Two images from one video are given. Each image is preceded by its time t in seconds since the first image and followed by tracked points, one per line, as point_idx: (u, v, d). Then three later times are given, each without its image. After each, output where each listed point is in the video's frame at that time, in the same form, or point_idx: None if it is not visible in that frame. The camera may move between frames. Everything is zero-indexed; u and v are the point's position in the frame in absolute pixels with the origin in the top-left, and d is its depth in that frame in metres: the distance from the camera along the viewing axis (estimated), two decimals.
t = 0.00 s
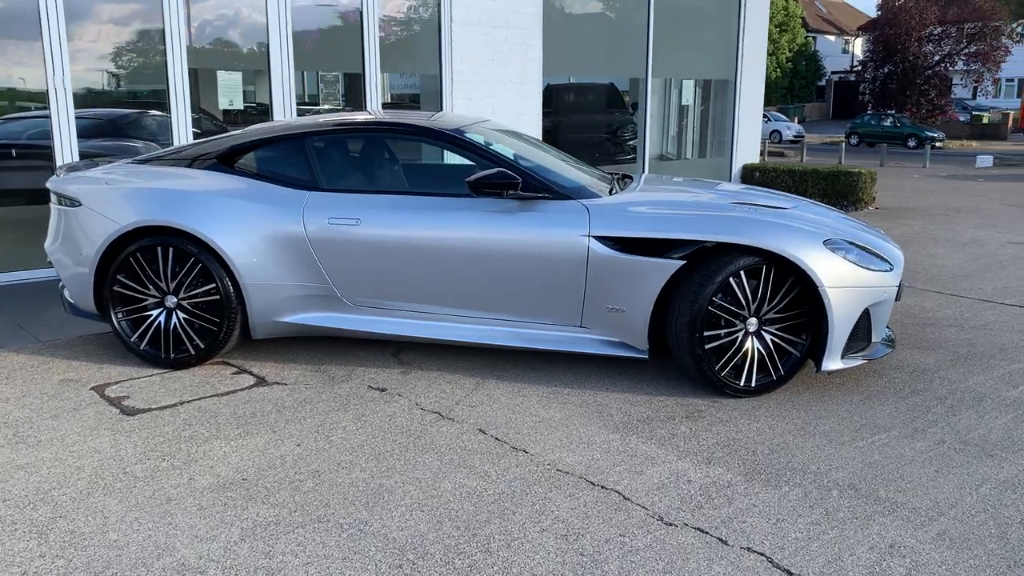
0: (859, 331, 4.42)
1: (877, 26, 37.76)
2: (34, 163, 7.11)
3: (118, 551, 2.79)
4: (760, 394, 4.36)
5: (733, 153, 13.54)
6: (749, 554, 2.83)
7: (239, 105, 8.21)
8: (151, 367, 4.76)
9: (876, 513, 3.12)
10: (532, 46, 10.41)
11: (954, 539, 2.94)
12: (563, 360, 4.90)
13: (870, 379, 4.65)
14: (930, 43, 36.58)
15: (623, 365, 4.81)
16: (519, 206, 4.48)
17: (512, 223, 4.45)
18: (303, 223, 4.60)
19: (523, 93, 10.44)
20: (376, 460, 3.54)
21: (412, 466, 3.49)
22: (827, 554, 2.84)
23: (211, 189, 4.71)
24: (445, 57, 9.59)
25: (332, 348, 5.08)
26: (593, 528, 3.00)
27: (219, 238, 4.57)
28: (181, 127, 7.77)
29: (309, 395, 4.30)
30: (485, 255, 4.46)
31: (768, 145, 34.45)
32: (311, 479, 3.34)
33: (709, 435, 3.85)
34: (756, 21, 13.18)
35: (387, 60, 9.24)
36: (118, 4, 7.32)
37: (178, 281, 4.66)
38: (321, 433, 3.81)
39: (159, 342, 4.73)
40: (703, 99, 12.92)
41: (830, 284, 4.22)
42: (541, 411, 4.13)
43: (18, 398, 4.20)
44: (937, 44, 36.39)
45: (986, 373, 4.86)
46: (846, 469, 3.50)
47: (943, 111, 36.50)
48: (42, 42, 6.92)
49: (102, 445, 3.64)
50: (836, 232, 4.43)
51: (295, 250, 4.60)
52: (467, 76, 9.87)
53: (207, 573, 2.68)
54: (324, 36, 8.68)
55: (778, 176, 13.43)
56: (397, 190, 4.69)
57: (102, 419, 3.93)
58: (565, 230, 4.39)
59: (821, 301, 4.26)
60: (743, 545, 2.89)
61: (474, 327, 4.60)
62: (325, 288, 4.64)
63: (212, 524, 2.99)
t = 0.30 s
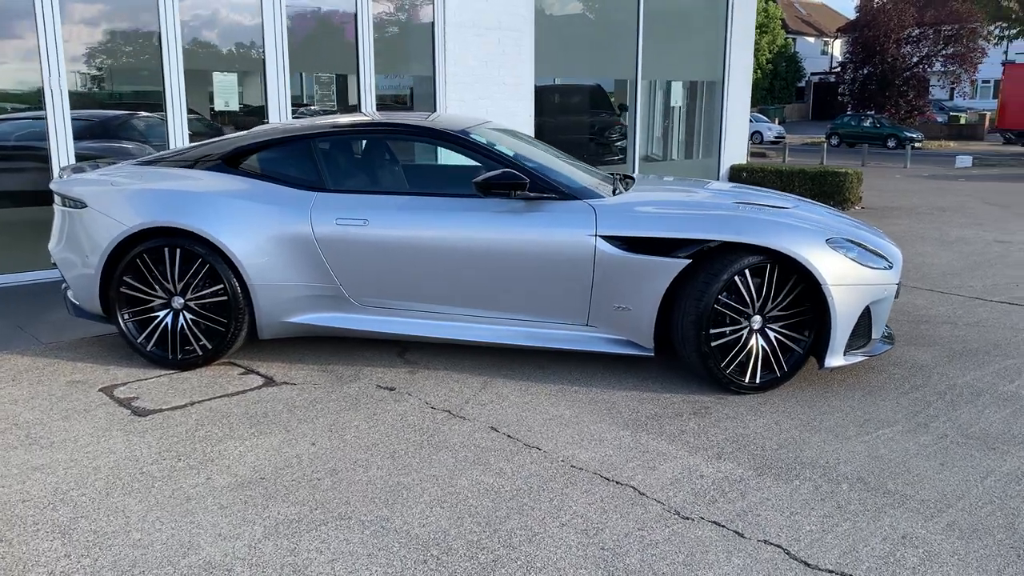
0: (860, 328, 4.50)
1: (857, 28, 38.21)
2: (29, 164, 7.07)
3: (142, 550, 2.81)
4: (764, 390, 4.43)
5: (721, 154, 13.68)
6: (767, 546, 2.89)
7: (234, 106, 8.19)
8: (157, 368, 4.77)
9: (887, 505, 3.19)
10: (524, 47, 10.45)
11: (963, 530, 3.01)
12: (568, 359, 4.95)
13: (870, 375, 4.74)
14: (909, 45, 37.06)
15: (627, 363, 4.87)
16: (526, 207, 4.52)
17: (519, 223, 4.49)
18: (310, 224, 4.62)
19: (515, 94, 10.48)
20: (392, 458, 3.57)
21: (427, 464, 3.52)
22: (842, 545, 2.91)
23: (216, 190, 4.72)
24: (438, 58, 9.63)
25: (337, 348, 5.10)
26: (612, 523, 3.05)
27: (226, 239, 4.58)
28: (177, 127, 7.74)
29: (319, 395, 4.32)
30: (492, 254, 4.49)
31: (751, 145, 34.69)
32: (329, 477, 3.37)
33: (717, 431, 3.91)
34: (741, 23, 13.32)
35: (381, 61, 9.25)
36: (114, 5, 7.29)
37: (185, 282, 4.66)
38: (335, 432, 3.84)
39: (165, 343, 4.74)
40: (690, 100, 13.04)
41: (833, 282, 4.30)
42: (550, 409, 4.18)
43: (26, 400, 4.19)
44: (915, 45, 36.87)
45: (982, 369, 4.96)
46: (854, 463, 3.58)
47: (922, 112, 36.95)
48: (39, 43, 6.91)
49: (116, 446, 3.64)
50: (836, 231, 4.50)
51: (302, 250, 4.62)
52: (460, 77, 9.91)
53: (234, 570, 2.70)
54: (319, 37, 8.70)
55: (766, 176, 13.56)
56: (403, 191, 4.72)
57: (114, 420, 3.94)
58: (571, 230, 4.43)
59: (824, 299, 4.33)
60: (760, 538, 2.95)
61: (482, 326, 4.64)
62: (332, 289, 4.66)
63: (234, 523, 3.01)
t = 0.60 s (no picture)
0: (856, 325, 4.58)
1: (833, 29, 38.65)
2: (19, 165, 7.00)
3: (160, 549, 2.81)
4: (763, 386, 4.49)
5: (705, 154, 13.82)
6: (778, 539, 2.94)
7: (225, 108, 8.16)
8: (158, 370, 4.75)
9: (891, 498, 3.26)
10: (512, 48, 10.50)
11: (967, 521, 3.08)
12: (569, 358, 4.99)
13: (866, 372, 4.82)
14: (884, 46, 37.54)
15: (628, 361, 4.92)
16: (528, 207, 4.56)
17: (521, 223, 4.53)
18: (312, 224, 4.62)
19: (504, 95, 10.52)
20: (401, 457, 3.59)
21: (437, 462, 3.55)
22: (851, 537, 2.97)
23: (217, 191, 4.71)
24: (427, 59, 9.65)
25: (338, 348, 5.11)
26: (624, 518, 3.09)
27: (228, 240, 4.58)
28: (167, 128, 7.68)
29: (323, 395, 4.33)
30: (495, 254, 4.52)
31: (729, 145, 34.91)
32: (341, 477, 3.39)
33: (721, 427, 3.97)
34: (724, 25, 13.45)
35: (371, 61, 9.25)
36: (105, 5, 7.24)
37: (186, 283, 4.65)
38: (342, 432, 3.85)
39: (166, 344, 4.72)
40: (674, 101, 13.15)
41: (831, 280, 4.37)
42: (555, 407, 4.21)
43: (28, 403, 4.17)
44: (890, 46, 37.33)
45: (973, 364, 5.06)
46: (856, 457, 3.65)
47: (898, 112, 37.40)
48: (28, 41, 6.83)
49: (124, 448, 3.64)
50: (832, 229, 4.58)
51: (304, 251, 4.62)
52: (449, 77, 9.93)
53: (254, 569, 2.71)
54: (310, 38, 8.70)
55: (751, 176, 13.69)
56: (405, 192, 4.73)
57: (120, 422, 3.93)
58: (574, 230, 4.47)
59: (822, 297, 4.40)
60: (770, 531, 3.00)
61: (486, 326, 4.66)
62: (335, 289, 4.67)
63: (250, 522, 3.02)
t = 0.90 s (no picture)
0: (854, 322, 4.63)
1: (812, 30, 38.96)
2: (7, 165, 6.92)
3: (174, 551, 2.80)
4: (764, 383, 4.52)
5: (692, 153, 13.90)
6: (789, 534, 2.97)
7: (215, 106, 8.09)
8: (157, 370, 4.71)
9: (897, 492, 3.30)
10: (501, 48, 10.50)
11: (973, 514, 3.12)
12: (569, 356, 5.00)
13: (864, 368, 4.87)
14: (862, 46, 37.90)
15: (628, 358, 4.93)
16: (530, 205, 4.57)
17: (524, 222, 4.53)
18: (313, 223, 4.60)
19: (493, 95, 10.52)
20: (410, 456, 3.59)
21: (446, 461, 3.55)
22: (861, 531, 3.00)
23: (216, 190, 4.68)
24: (417, 58, 9.63)
25: (338, 347, 5.09)
26: (636, 514, 3.10)
27: (229, 239, 4.55)
28: (158, 129, 7.61)
29: (326, 394, 4.32)
30: (498, 253, 4.53)
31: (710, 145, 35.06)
32: (350, 476, 3.38)
33: (725, 424, 3.99)
34: (710, 25, 13.55)
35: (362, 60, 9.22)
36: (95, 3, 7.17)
37: (186, 283, 4.62)
38: (348, 431, 3.84)
39: (165, 344, 4.68)
40: (660, 100, 13.19)
41: (831, 278, 4.41)
42: (560, 405, 4.22)
43: (27, 404, 4.12)
44: (869, 47, 37.71)
45: (968, 360, 5.13)
46: (860, 452, 3.69)
47: (877, 111, 37.75)
48: (16, 40, 6.75)
49: (129, 449, 3.61)
50: (831, 227, 4.62)
51: (305, 250, 4.60)
52: (439, 77, 9.91)
53: (270, 569, 2.70)
54: (300, 36, 8.64)
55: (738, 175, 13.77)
56: (405, 190, 4.72)
57: (122, 423, 3.89)
58: (577, 228, 4.48)
59: (823, 294, 4.44)
60: (781, 526, 3.03)
61: (489, 324, 4.66)
62: (336, 288, 4.65)
63: (262, 522, 3.00)
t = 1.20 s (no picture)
0: (859, 319, 4.65)
1: (797, 30, 39.15)
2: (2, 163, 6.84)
3: (191, 551, 2.78)
4: (771, 380, 4.54)
5: (684, 152, 13.94)
6: (807, 530, 2.98)
7: (211, 105, 8.03)
8: (160, 370, 4.67)
9: (911, 488, 3.32)
10: (495, 46, 10.48)
11: (987, 509, 3.14)
12: (575, 354, 4.99)
13: (868, 365, 4.89)
14: (847, 46, 38.11)
15: (634, 357, 4.94)
16: (537, 204, 4.56)
17: (531, 220, 4.52)
18: (320, 222, 4.58)
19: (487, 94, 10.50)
20: (422, 454, 3.58)
21: (460, 459, 3.54)
22: (878, 527, 3.01)
23: (220, 188, 4.65)
24: (412, 56, 9.61)
25: (343, 346, 5.07)
26: (653, 511, 3.10)
27: (234, 238, 4.52)
28: (153, 127, 7.55)
29: (334, 393, 4.30)
30: (506, 251, 4.52)
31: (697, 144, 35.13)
32: (364, 474, 3.37)
33: (735, 421, 4.00)
34: (702, 24, 13.59)
35: (358, 59, 9.19)
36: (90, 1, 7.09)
37: (191, 282, 4.58)
38: (359, 430, 3.82)
39: (169, 344, 4.65)
40: (653, 98, 13.21)
41: (838, 275, 4.43)
42: (569, 403, 4.22)
43: (32, 405, 4.07)
44: (854, 47, 37.95)
45: (970, 357, 5.17)
46: (871, 449, 3.71)
47: (862, 111, 37.98)
48: (10, 37, 6.65)
49: (139, 449, 3.58)
50: (837, 225, 4.64)
51: (312, 249, 4.58)
52: (435, 75, 9.89)
53: (291, 569, 2.69)
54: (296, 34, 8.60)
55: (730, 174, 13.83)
56: (412, 188, 4.71)
57: (130, 423, 3.86)
58: (585, 226, 4.48)
59: (829, 291, 4.46)
60: (798, 522, 3.04)
61: (496, 323, 4.65)
62: (343, 287, 4.63)
63: (279, 521, 2.99)
